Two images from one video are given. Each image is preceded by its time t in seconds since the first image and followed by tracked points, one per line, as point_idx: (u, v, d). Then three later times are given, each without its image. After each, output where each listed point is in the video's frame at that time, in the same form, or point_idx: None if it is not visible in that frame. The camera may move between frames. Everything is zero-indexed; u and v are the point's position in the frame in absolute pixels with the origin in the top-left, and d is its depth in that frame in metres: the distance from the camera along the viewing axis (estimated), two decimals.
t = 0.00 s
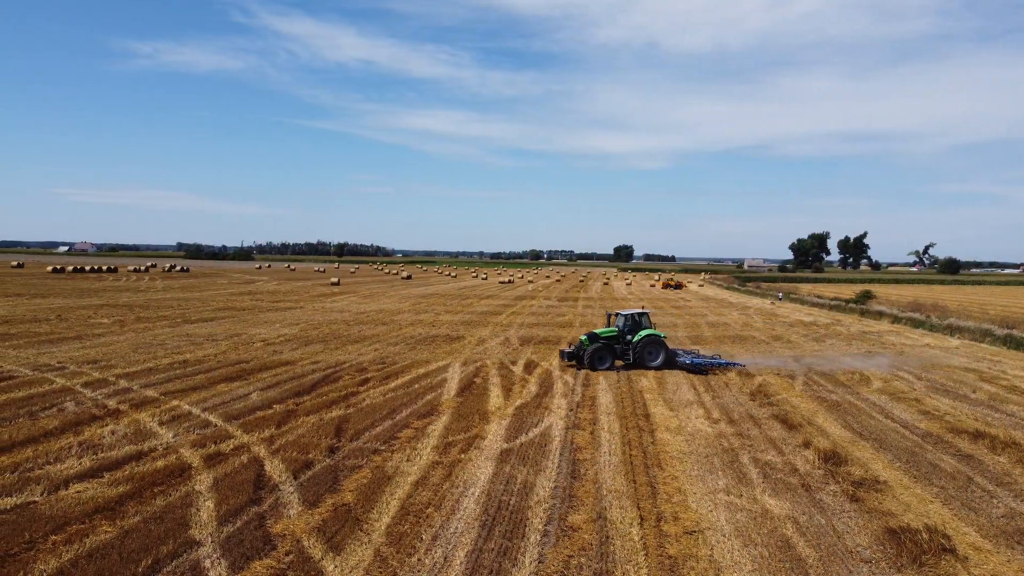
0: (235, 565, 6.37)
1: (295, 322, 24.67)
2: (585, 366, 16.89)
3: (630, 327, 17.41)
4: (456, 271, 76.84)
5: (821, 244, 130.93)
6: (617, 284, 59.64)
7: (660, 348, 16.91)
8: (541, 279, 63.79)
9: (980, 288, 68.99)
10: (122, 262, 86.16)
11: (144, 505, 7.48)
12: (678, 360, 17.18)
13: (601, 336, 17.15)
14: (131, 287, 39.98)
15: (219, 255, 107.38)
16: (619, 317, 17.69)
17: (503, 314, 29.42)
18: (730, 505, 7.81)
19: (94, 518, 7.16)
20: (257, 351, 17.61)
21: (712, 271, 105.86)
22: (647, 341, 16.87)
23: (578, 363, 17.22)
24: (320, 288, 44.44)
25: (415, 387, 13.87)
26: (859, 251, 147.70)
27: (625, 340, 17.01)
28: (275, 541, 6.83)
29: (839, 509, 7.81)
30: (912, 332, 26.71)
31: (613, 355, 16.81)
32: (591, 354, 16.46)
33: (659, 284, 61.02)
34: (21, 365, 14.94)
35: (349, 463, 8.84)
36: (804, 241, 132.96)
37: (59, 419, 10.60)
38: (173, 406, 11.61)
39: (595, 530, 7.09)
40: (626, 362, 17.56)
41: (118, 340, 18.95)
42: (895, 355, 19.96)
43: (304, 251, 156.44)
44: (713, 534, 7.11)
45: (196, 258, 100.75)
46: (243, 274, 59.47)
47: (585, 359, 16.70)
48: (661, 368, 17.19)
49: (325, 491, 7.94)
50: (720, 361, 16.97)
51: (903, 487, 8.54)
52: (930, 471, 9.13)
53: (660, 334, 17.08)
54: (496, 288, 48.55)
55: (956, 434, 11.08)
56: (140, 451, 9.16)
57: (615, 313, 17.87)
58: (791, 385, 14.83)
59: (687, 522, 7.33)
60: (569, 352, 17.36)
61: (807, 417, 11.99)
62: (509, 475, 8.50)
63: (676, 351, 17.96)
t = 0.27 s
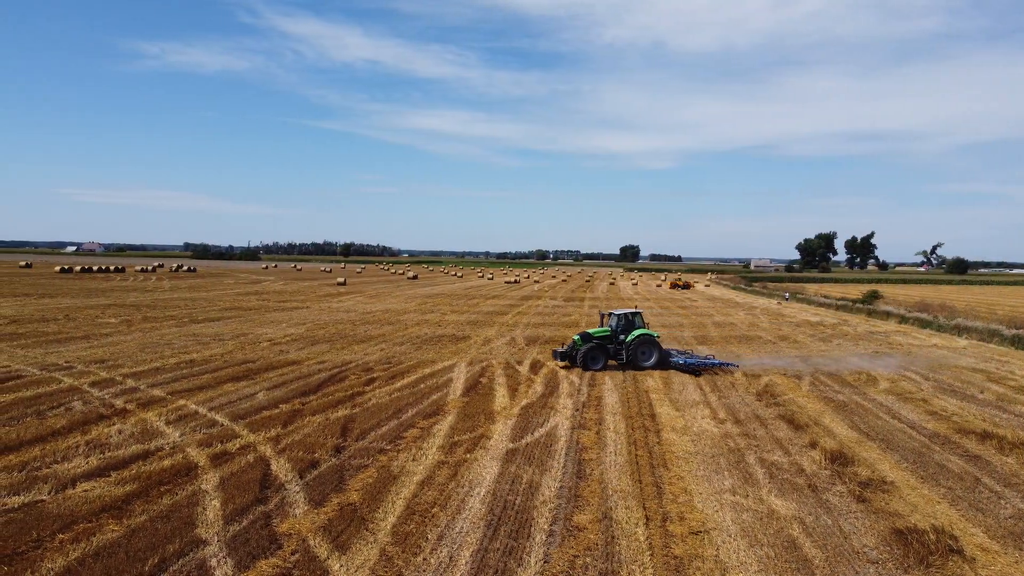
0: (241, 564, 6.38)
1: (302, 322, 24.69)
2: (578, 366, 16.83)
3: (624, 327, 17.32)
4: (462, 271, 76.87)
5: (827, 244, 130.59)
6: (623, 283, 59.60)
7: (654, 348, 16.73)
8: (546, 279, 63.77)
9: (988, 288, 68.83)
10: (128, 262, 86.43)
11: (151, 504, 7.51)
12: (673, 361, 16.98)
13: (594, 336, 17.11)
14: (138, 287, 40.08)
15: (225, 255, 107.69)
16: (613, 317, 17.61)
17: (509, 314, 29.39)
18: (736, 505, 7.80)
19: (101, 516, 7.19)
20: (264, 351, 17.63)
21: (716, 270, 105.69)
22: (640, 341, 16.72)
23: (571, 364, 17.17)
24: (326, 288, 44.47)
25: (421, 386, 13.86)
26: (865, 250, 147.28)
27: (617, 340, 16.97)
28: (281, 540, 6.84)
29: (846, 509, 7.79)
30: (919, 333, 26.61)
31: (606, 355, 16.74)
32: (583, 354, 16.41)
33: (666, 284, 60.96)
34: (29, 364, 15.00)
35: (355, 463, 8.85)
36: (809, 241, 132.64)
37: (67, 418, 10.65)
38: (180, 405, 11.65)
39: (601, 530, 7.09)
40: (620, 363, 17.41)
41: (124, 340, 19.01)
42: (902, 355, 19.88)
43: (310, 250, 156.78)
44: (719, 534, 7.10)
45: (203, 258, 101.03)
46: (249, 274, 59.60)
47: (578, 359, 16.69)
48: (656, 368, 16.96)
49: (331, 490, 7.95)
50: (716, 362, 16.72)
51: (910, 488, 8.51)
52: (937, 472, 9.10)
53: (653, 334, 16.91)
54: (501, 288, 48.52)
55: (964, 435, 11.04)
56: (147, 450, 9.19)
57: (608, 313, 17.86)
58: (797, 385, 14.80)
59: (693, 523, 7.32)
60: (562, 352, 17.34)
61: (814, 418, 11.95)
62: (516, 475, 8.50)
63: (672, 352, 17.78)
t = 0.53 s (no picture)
0: (248, 564, 6.39)
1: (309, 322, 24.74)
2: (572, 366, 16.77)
3: (618, 327, 17.22)
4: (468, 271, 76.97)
5: (835, 244, 130.37)
6: (630, 284, 59.65)
7: (648, 349, 16.68)
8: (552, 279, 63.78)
9: (997, 288, 68.91)
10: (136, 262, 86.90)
11: (159, 503, 7.53)
12: (666, 361, 16.95)
13: (588, 336, 17.04)
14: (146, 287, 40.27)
15: (233, 255, 108.18)
16: (607, 317, 17.53)
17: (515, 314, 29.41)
18: (743, 506, 7.78)
19: (109, 515, 7.21)
20: (272, 351, 17.68)
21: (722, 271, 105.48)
22: (634, 341, 16.65)
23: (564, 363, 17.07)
24: (332, 288, 44.58)
25: (428, 387, 13.87)
26: (873, 251, 146.92)
27: (611, 340, 16.89)
28: (288, 540, 6.86)
29: (854, 510, 7.76)
30: (928, 333, 26.50)
31: (600, 355, 16.68)
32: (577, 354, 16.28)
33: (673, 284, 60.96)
34: (38, 364, 15.09)
35: (361, 463, 8.86)
36: (817, 241, 132.28)
37: (76, 417, 10.70)
38: (188, 405, 11.69)
39: (608, 531, 7.08)
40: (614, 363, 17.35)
41: (133, 340, 19.10)
42: (911, 356, 19.80)
43: (316, 250, 157.27)
44: (726, 535, 7.08)
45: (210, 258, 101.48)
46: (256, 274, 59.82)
47: (572, 359, 16.63)
48: (650, 369, 16.96)
49: (338, 490, 7.96)
50: (709, 362, 16.67)
51: (918, 489, 8.47)
52: (945, 473, 9.05)
53: (647, 335, 16.85)
54: (507, 288, 48.55)
55: (973, 436, 10.98)
56: (155, 449, 9.21)
57: (603, 313, 17.74)
58: (805, 386, 14.76)
59: (699, 524, 7.30)
60: (556, 352, 17.26)
61: (821, 418, 11.91)
62: (522, 475, 8.50)
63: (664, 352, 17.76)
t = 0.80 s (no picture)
0: (255, 563, 6.41)
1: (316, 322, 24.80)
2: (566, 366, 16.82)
3: (613, 328, 17.16)
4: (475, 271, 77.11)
5: (843, 244, 130.19)
6: (637, 284, 59.75)
7: (642, 350, 16.39)
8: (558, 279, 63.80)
9: (1005, 288, 69.56)
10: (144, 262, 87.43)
11: (166, 503, 7.55)
12: (662, 363, 16.65)
13: (582, 337, 17.05)
14: (155, 287, 40.51)
15: (240, 255, 108.71)
16: (602, 317, 17.51)
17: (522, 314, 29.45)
18: (751, 507, 7.75)
19: (117, 515, 7.24)
20: (279, 351, 17.74)
21: (727, 271, 105.31)
22: (627, 342, 16.40)
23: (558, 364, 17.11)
24: (340, 288, 44.75)
25: (435, 387, 13.88)
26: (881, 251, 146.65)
27: (606, 341, 16.87)
28: (295, 539, 6.86)
29: (862, 512, 7.72)
30: (937, 334, 26.39)
31: (593, 356, 16.69)
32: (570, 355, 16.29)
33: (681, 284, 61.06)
34: (47, 363, 15.18)
35: (369, 463, 8.86)
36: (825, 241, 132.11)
37: (85, 416, 10.76)
38: (196, 405, 11.73)
39: (614, 532, 7.06)
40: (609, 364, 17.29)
41: (141, 339, 19.20)
42: (920, 356, 19.73)
43: (323, 250, 157.83)
44: (733, 536, 7.06)
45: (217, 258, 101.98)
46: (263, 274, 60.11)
47: (565, 359, 16.66)
48: (644, 371, 16.65)
49: (345, 490, 7.98)
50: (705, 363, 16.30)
51: (927, 490, 8.43)
52: (954, 475, 9.00)
53: (641, 336, 16.55)
54: (513, 288, 48.64)
55: (982, 437, 10.93)
56: (163, 449, 9.25)
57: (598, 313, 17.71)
58: (813, 387, 14.72)
59: (707, 525, 7.27)
60: (550, 352, 17.33)
61: (829, 419, 11.88)
62: (529, 475, 8.50)
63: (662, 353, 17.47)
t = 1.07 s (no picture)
0: (264, 562, 6.42)
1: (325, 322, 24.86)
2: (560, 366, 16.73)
3: (608, 328, 17.05)
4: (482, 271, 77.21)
5: (853, 244, 129.80)
6: (646, 283, 59.77)
7: (637, 350, 16.44)
8: (565, 279, 63.80)
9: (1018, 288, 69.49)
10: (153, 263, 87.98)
11: (176, 502, 7.58)
12: (656, 363, 16.69)
13: (577, 337, 16.95)
14: (167, 287, 40.77)
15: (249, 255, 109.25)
16: (597, 317, 17.39)
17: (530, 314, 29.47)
18: (760, 508, 7.72)
19: (127, 514, 7.26)
20: (289, 351, 17.80)
21: (735, 271, 105.04)
22: (623, 342, 16.44)
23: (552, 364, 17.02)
24: (348, 288, 44.90)
25: (443, 387, 13.89)
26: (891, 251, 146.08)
27: (601, 341, 16.77)
28: (303, 539, 6.88)
29: (872, 513, 7.68)
30: (947, 334, 26.24)
31: (589, 356, 16.61)
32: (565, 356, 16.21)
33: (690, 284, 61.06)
34: (58, 363, 15.27)
35: (377, 463, 8.87)
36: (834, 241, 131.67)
37: (95, 416, 10.81)
38: (205, 404, 11.78)
39: (623, 532, 7.05)
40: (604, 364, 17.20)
41: (151, 339, 19.30)
42: (931, 357, 19.62)
43: (330, 250, 158.42)
44: (743, 538, 7.03)
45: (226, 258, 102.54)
46: (280, 274, 60.57)
47: (560, 359, 16.55)
48: (639, 370, 16.73)
49: (354, 490, 7.99)
50: (700, 363, 16.38)
51: (938, 492, 8.37)
52: (966, 476, 8.94)
53: (637, 336, 16.60)
54: (520, 288, 48.67)
55: (994, 438, 10.85)
56: (173, 448, 9.28)
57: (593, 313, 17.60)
58: (823, 387, 14.67)
59: (716, 526, 7.25)
60: (544, 352, 17.22)
61: (839, 420, 11.82)
62: (538, 476, 8.49)
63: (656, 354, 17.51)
